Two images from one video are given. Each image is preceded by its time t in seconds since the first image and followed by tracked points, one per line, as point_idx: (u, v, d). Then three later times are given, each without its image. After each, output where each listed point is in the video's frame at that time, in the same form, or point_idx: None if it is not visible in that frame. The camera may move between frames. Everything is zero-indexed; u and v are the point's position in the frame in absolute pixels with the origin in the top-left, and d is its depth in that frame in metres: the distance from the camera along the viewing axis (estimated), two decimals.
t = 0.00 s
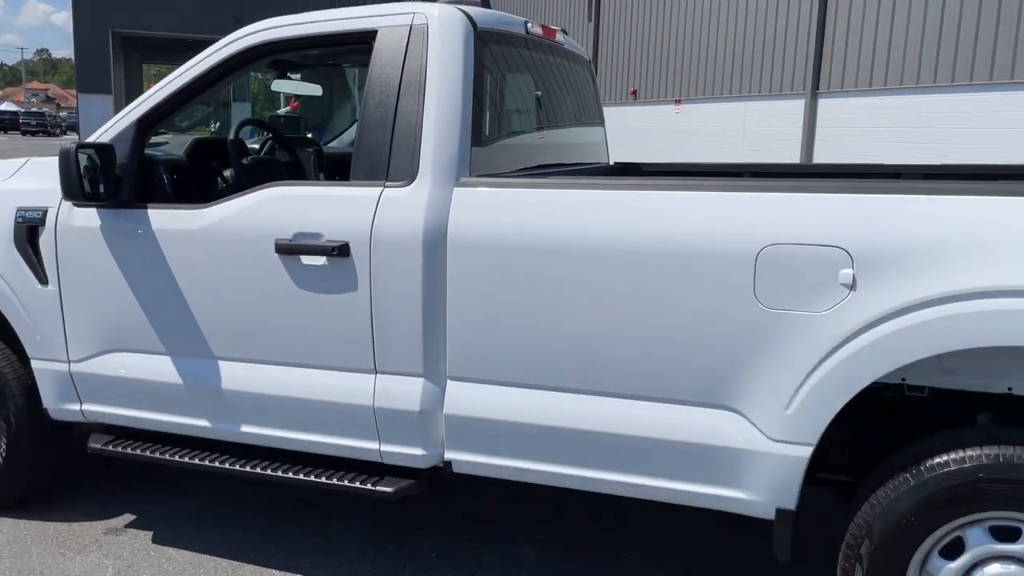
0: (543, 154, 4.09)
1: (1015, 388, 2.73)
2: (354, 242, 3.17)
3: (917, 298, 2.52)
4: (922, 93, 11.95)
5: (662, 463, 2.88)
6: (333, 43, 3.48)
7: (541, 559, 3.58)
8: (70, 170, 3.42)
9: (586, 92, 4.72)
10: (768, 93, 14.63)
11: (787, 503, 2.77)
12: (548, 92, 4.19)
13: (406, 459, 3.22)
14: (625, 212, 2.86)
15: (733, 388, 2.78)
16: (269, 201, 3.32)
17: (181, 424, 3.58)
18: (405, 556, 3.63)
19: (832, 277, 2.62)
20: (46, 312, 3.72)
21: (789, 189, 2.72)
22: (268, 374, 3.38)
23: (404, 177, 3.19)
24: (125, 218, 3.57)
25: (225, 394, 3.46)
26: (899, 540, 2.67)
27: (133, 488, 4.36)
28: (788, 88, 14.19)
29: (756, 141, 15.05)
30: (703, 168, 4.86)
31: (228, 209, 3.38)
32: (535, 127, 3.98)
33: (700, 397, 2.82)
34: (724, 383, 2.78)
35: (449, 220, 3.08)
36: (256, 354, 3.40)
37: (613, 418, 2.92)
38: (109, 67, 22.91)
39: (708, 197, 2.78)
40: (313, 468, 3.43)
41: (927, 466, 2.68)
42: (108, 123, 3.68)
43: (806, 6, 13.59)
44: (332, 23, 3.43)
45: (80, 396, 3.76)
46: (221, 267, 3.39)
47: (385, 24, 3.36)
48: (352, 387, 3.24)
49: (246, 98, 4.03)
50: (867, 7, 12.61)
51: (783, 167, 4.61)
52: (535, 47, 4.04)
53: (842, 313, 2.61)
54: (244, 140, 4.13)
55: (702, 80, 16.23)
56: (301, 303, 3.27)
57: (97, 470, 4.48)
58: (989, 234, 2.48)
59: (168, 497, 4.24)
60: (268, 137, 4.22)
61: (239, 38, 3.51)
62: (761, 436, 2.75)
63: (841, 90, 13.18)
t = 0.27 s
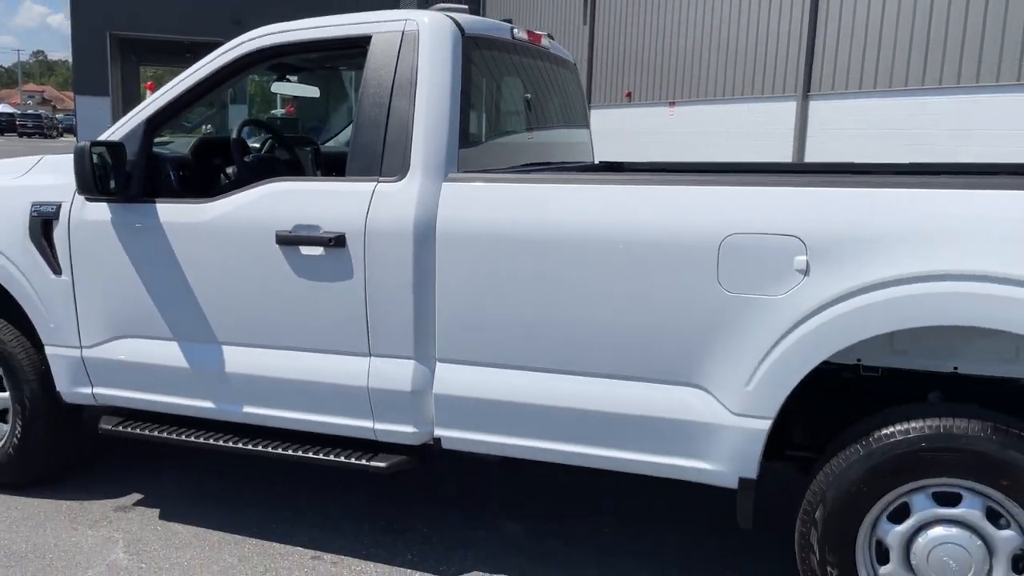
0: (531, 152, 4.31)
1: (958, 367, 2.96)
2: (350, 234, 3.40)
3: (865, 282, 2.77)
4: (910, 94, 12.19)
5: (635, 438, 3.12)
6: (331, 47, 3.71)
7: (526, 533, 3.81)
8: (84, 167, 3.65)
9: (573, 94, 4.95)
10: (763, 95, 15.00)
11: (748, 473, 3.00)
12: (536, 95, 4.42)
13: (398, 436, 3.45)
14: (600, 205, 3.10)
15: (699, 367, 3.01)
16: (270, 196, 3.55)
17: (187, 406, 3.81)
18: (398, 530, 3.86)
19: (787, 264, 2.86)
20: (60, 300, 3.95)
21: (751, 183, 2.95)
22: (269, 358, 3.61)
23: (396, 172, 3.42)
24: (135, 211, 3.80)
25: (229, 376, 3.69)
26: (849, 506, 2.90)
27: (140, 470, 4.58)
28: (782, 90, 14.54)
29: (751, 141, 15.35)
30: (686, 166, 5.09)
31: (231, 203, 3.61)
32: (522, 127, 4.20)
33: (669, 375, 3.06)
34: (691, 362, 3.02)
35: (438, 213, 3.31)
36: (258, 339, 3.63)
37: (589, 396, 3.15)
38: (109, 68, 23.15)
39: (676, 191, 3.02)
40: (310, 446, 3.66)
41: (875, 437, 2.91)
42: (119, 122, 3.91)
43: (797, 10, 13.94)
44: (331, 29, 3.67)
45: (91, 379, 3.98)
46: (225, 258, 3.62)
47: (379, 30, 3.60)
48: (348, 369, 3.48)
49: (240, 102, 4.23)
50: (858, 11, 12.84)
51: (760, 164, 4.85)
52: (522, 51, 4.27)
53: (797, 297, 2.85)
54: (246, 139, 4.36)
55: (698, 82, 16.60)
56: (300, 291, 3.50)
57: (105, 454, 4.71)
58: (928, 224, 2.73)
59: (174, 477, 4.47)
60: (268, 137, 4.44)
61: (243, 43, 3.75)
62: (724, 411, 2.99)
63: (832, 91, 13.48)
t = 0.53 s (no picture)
0: (515, 154, 4.55)
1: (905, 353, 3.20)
2: (343, 230, 3.65)
3: (814, 274, 3.02)
4: (898, 98, 12.45)
5: (607, 420, 3.36)
6: (326, 56, 3.96)
7: (509, 514, 4.05)
8: (95, 168, 3.90)
9: (558, 99, 5.20)
10: (754, 98, 15.32)
11: (710, 451, 3.25)
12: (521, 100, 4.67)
13: (387, 420, 3.69)
14: (574, 203, 3.34)
15: (665, 353, 3.26)
16: (269, 195, 3.79)
17: (190, 393, 4.05)
18: (388, 511, 4.10)
19: (744, 258, 3.11)
20: (71, 293, 4.19)
21: (712, 183, 3.20)
22: (268, 347, 3.86)
23: (386, 173, 3.66)
24: (142, 210, 4.04)
25: (229, 365, 3.93)
26: (801, 482, 3.13)
27: (144, 455, 4.82)
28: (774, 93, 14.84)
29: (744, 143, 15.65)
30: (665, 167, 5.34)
31: (232, 201, 3.86)
32: (507, 131, 4.45)
33: (638, 361, 3.30)
34: (658, 348, 3.27)
35: (425, 211, 3.56)
36: (257, 329, 3.87)
37: (565, 381, 3.40)
38: (109, 70, 23.39)
39: (644, 191, 3.27)
40: (307, 430, 3.90)
41: (826, 418, 3.15)
42: (127, 125, 4.16)
43: (789, 14, 14.27)
44: (326, 39, 3.92)
45: (99, 368, 4.23)
46: (226, 253, 3.86)
47: (371, 40, 3.85)
48: (340, 356, 3.72)
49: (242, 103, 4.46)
50: (849, 15, 13.12)
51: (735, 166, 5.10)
52: (506, 59, 4.51)
53: (753, 288, 3.10)
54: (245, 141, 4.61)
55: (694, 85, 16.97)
56: (296, 284, 3.74)
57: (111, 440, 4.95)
58: (871, 221, 2.98)
59: (176, 462, 4.71)
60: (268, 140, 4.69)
61: (244, 51, 3.99)
62: (688, 394, 3.24)
63: (822, 94, 13.80)
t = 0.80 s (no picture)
0: (501, 152, 4.77)
1: (857, 338, 3.41)
2: (332, 223, 3.87)
3: (769, 262, 3.25)
4: (889, 99, 12.68)
5: (579, 400, 3.59)
6: (317, 59, 4.20)
7: (492, 494, 4.27)
8: (99, 165, 4.13)
9: (542, 101, 5.42)
10: (748, 99, 15.67)
11: (675, 429, 3.47)
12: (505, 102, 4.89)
13: (374, 402, 3.91)
14: (548, 197, 3.56)
15: (632, 336, 3.49)
16: (263, 190, 4.01)
17: (189, 378, 4.28)
18: (377, 490, 4.32)
19: (705, 247, 3.34)
20: (76, 284, 4.41)
21: (676, 178, 3.43)
22: (263, 333, 4.08)
23: (373, 168, 3.89)
24: (144, 205, 4.26)
25: (226, 351, 4.15)
26: (759, 457, 3.35)
27: (145, 438, 5.04)
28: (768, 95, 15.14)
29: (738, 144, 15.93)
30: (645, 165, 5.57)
31: (228, 196, 4.08)
32: (491, 130, 4.67)
33: (608, 344, 3.53)
34: (626, 333, 3.50)
35: (409, 204, 3.78)
36: (252, 317, 4.09)
37: (540, 364, 3.62)
38: (110, 71, 23.64)
39: (613, 185, 3.49)
40: (299, 412, 4.13)
41: (782, 397, 3.37)
42: (129, 125, 4.38)
43: (782, 17, 14.66)
44: (316, 43, 4.15)
45: (102, 354, 4.45)
46: (223, 245, 4.09)
47: (359, 44, 4.08)
48: (330, 342, 3.94)
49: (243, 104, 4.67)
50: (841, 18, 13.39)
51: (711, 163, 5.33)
52: (490, 62, 4.74)
53: (713, 276, 3.33)
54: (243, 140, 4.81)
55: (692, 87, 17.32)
56: (289, 274, 3.97)
57: (114, 426, 5.18)
58: (819, 213, 3.22)
59: (176, 445, 4.92)
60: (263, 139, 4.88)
61: (239, 54, 4.23)
62: (654, 375, 3.47)
63: (815, 96, 14.12)
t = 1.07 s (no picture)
0: (491, 154, 5.00)
1: (820, 328, 3.63)
2: (326, 221, 4.09)
3: (735, 256, 3.47)
4: (882, 101, 13.07)
5: (559, 387, 3.81)
6: (313, 65, 4.43)
7: (479, 479, 4.50)
8: (107, 166, 4.35)
9: (530, 105, 5.64)
10: (744, 102, 16.03)
11: (648, 414, 3.70)
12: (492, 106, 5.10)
13: (367, 390, 4.13)
14: (530, 195, 3.78)
15: (608, 327, 3.71)
16: (262, 190, 4.24)
17: (192, 368, 4.50)
18: (370, 476, 4.54)
19: (674, 243, 3.56)
20: (84, 279, 4.64)
21: (650, 178, 3.65)
22: (262, 325, 4.30)
23: (365, 168, 4.11)
24: (149, 204, 4.48)
25: (226, 342, 4.38)
26: (726, 440, 3.58)
27: (149, 426, 5.26)
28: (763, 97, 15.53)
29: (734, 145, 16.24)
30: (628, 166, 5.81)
31: (229, 195, 4.31)
32: (481, 133, 4.89)
33: (585, 334, 3.75)
34: (602, 323, 3.72)
35: (400, 203, 4.01)
36: (252, 310, 4.32)
37: (522, 353, 3.85)
38: (111, 74, 23.91)
39: (589, 185, 3.71)
40: (296, 400, 4.36)
41: (748, 383, 3.60)
42: (135, 128, 4.61)
43: (776, 22, 15.07)
44: (313, 51, 4.39)
45: (109, 346, 4.68)
46: (224, 241, 4.31)
47: (352, 51, 4.31)
48: (325, 333, 4.17)
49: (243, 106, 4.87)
50: (833, 22, 13.85)
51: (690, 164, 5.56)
52: (478, 68, 4.97)
53: (683, 269, 3.55)
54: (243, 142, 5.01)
55: (690, 89, 17.66)
56: (286, 269, 4.19)
57: (120, 415, 5.40)
58: (781, 209, 3.43)
59: (178, 433, 5.14)
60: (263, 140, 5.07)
61: (239, 60, 4.47)
62: (628, 363, 3.69)
63: (808, 98, 14.53)
